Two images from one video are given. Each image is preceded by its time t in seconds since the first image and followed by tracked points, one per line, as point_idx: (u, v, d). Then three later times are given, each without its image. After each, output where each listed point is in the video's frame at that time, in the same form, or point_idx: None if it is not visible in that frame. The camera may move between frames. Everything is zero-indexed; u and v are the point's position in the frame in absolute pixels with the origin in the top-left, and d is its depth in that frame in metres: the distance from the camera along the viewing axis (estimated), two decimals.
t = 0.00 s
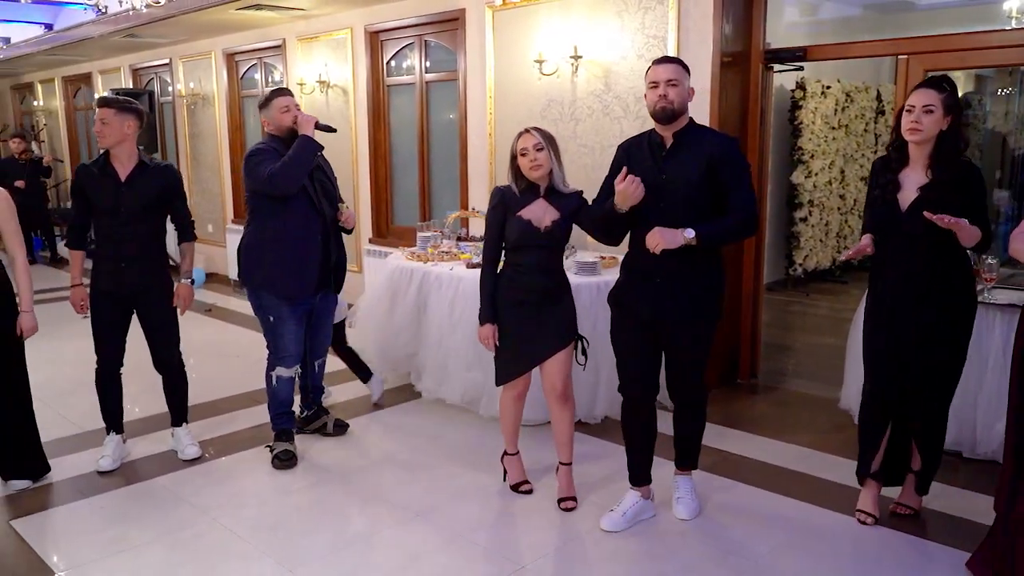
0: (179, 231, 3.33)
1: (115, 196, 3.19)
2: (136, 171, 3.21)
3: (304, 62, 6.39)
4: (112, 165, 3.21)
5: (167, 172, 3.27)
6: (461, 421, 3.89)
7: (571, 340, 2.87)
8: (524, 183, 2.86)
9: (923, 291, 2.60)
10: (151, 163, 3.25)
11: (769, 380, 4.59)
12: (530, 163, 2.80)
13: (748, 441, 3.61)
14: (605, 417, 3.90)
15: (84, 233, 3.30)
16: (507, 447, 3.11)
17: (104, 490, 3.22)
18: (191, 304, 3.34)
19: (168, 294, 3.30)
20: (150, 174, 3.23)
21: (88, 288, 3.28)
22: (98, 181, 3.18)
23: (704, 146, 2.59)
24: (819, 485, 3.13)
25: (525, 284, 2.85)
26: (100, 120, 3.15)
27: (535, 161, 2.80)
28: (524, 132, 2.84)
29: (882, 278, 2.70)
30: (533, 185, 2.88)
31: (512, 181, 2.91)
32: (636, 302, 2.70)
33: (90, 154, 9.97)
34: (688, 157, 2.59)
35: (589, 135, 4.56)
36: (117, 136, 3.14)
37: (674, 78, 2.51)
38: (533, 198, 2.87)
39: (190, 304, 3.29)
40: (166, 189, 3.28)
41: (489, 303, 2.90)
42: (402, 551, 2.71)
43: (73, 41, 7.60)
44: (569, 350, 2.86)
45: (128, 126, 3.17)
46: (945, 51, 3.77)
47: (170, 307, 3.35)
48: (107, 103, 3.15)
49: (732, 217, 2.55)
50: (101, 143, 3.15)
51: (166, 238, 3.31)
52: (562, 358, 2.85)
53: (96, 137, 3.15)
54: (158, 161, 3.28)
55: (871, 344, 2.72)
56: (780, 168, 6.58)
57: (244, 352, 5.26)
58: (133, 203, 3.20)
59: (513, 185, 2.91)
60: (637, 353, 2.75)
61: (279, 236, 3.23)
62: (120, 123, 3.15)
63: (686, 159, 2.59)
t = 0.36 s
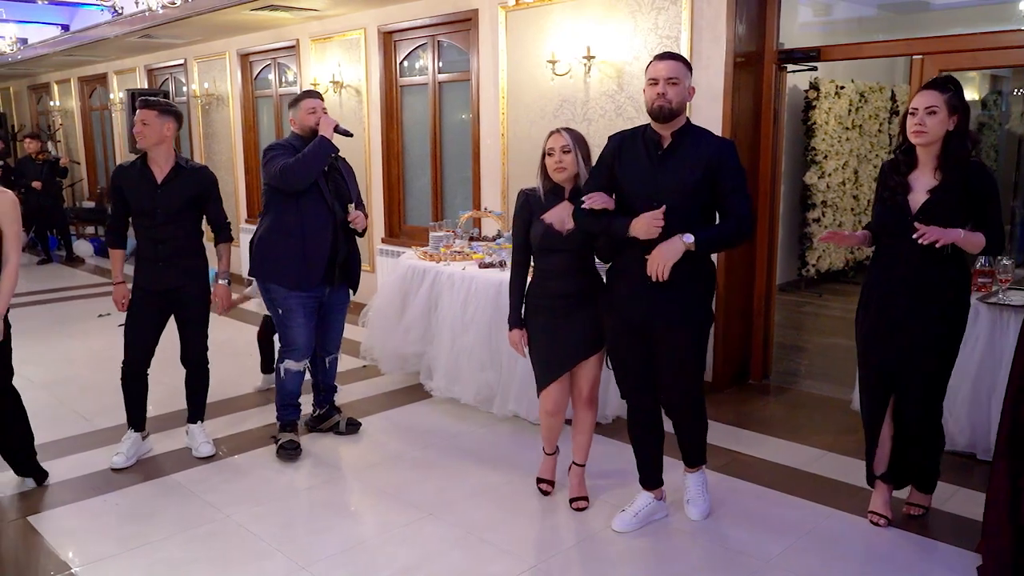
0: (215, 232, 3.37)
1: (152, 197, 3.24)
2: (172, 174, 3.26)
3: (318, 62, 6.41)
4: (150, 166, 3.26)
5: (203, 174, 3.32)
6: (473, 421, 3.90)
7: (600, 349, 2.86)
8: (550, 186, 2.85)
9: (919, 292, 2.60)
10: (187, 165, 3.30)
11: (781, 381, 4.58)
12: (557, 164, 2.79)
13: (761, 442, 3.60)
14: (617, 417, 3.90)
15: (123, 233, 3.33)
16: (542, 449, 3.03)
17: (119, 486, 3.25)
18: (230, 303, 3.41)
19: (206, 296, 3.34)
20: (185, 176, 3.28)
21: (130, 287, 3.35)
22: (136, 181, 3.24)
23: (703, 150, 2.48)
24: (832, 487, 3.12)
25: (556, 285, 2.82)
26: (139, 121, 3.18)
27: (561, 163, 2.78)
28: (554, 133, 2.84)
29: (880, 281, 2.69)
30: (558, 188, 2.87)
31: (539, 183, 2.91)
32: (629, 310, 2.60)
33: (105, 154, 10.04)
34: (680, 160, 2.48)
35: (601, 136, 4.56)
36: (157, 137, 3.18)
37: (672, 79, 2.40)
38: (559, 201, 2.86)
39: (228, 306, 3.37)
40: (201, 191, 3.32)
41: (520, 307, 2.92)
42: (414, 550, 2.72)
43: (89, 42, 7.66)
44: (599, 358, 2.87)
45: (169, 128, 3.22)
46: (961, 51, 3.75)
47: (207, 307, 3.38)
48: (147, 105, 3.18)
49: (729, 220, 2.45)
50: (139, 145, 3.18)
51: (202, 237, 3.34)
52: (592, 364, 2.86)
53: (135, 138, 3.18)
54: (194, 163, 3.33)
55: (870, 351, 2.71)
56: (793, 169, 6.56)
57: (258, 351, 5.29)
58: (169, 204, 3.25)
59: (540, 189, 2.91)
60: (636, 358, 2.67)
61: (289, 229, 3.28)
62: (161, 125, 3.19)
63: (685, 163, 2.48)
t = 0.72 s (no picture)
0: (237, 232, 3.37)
1: (178, 194, 3.27)
2: (198, 171, 3.28)
3: (331, 62, 6.44)
4: (177, 165, 3.29)
5: (227, 173, 3.33)
6: (488, 421, 3.91)
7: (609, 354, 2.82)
8: (566, 186, 2.83)
9: (930, 293, 2.62)
10: (213, 163, 3.32)
11: (795, 383, 4.58)
12: (570, 161, 2.80)
13: (776, 444, 3.60)
14: (631, 417, 3.89)
15: (150, 230, 3.36)
16: (555, 470, 2.86)
17: (140, 484, 3.28)
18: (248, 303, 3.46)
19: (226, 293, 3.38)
20: (210, 174, 3.30)
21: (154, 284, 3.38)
22: (163, 177, 3.28)
23: (710, 156, 2.39)
24: (850, 488, 3.12)
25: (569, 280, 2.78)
26: (168, 120, 3.22)
27: (573, 160, 2.79)
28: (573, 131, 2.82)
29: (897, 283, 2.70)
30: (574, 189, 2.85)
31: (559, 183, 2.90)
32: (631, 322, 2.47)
33: (119, 154, 10.09)
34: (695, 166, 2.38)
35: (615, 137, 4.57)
36: (183, 134, 3.21)
37: (670, 79, 2.34)
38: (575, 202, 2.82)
39: (244, 303, 3.41)
40: (225, 189, 3.34)
41: (536, 308, 2.90)
42: (434, 548, 2.74)
43: (104, 42, 7.71)
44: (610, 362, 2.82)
45: (195, 127, 3.24)
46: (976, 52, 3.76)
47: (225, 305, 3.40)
48: (176, 103, 3.22)
49: (740, 224, 2.38)
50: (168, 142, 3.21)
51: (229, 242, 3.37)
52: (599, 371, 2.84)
53: (163, 136, 3.22)
54: (220, 162, 3.35)
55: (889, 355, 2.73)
56: (806, 170, 6.55)
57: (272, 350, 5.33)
58: (194, 201, 3.27)
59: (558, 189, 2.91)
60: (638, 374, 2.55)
61: (292, 230, 3.31)
62: (187, 123, 3.22)
63: (691, 167, 2.39)
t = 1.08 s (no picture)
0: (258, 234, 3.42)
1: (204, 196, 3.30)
2: (222, 173, 3.31)
3: (348, 63, 6.47)
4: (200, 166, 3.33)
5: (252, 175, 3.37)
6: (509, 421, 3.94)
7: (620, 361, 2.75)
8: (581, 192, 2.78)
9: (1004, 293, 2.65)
10: (236, 165, 3.36)
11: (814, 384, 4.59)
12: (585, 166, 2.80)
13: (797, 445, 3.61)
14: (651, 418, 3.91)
15: (174, 229, 3.37)
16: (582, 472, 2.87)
17: (163, 483, 3.31)
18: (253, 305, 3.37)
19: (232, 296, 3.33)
20: (233, 175, 3.33)
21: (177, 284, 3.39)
22: (185, 177, 3.31)
23: (739, 148, 2.40)
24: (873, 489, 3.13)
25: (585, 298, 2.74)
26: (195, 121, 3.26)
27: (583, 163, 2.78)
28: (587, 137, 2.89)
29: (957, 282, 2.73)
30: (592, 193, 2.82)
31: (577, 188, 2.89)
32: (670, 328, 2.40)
33: (135, 155, 10.17)
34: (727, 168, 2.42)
35: (634, 138, 4.58)
36: (210, 136, 3.26)
37: (675, 76, 2.49)
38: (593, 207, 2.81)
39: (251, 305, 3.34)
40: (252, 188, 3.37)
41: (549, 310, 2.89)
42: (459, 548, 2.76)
43: (121, 44, 7.77)
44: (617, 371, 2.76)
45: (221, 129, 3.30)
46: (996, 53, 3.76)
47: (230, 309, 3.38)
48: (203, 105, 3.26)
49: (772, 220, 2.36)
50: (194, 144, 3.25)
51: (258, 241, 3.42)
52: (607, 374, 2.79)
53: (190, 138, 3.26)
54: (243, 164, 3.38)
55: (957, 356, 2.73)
56: (822, 171, 6.55)
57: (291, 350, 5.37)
58: (220, 202, 3.29)
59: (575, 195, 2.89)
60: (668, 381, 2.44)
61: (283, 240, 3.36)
62: (214, 124, 3.27)
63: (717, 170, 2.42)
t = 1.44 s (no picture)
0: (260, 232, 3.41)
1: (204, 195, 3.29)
2: (223, 173, 3.31)
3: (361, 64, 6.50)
4: (199, 167, 3.30)
5: (253, 175, 3.38)
6: (522, 420, 3.95)
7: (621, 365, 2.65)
8: (593, 194, 2.72)
9: (1002, 295, 2.73)
10: (235, 164, 3.36)
11: (826, 383, 4.59)
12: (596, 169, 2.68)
13: (810, 445, 3.61)
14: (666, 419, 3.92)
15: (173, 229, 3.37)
16: (590, 489, 2.74)
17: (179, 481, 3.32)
18: (271, 299, 3.44)
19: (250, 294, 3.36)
20: (234, 174, 3.34)
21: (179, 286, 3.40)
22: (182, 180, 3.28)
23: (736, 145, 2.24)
24: (888, 490, 3.13)
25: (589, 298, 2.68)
26: (196, 122, 3.22)
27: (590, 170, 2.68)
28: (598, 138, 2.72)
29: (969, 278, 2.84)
30: (602, 197, 2.74)
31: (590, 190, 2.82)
32: (651, 324, 2.34)
33: (147, 156, 10.21)
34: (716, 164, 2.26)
35: (647, 138, 4.59)
36: (217, 140, 3.24)
37: (665, 78, 2.28)
38: (602, 210, 2.72)
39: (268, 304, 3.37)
40: (252, 190, 3.39)
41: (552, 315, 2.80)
42: (474, 547, 2.77)
43: (134, 45, 7.82)
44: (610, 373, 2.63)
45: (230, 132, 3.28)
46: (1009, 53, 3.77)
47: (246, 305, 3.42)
48: (204, 106, 3.21)
49: (762, 215, 2.19)
50: (200, 146, 3.23)
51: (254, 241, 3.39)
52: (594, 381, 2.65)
53: (195, 139, 3.23)
54: (243, 163, 3.39)
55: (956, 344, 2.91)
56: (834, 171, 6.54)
57: (304, 349, 5.39)
58: (225, 202, 3.31)
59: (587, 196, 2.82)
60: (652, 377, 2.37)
61: (306, 238, 3.44)
62: (223, 126, 3.26)
63: (710, 166, 2.27)
